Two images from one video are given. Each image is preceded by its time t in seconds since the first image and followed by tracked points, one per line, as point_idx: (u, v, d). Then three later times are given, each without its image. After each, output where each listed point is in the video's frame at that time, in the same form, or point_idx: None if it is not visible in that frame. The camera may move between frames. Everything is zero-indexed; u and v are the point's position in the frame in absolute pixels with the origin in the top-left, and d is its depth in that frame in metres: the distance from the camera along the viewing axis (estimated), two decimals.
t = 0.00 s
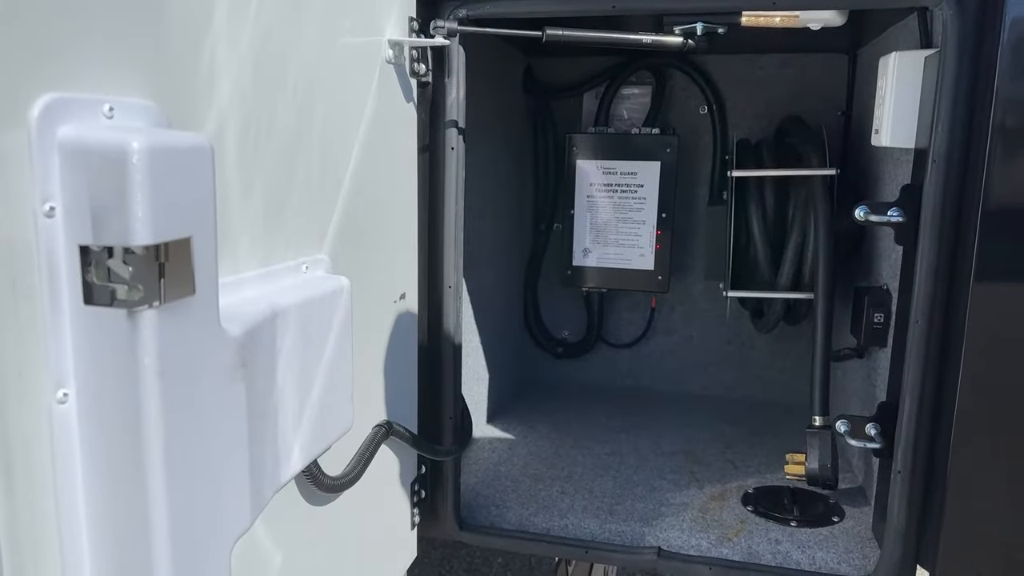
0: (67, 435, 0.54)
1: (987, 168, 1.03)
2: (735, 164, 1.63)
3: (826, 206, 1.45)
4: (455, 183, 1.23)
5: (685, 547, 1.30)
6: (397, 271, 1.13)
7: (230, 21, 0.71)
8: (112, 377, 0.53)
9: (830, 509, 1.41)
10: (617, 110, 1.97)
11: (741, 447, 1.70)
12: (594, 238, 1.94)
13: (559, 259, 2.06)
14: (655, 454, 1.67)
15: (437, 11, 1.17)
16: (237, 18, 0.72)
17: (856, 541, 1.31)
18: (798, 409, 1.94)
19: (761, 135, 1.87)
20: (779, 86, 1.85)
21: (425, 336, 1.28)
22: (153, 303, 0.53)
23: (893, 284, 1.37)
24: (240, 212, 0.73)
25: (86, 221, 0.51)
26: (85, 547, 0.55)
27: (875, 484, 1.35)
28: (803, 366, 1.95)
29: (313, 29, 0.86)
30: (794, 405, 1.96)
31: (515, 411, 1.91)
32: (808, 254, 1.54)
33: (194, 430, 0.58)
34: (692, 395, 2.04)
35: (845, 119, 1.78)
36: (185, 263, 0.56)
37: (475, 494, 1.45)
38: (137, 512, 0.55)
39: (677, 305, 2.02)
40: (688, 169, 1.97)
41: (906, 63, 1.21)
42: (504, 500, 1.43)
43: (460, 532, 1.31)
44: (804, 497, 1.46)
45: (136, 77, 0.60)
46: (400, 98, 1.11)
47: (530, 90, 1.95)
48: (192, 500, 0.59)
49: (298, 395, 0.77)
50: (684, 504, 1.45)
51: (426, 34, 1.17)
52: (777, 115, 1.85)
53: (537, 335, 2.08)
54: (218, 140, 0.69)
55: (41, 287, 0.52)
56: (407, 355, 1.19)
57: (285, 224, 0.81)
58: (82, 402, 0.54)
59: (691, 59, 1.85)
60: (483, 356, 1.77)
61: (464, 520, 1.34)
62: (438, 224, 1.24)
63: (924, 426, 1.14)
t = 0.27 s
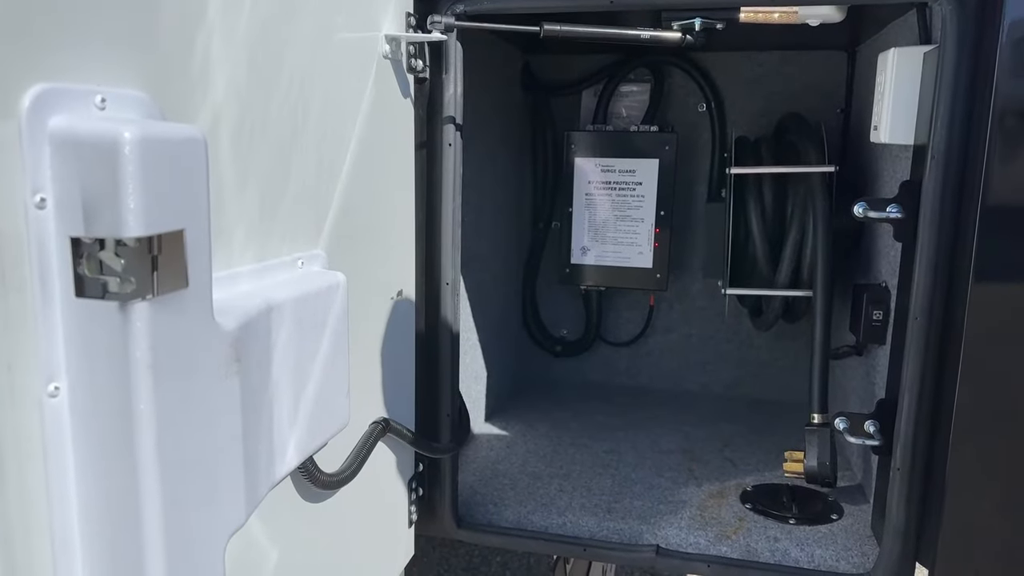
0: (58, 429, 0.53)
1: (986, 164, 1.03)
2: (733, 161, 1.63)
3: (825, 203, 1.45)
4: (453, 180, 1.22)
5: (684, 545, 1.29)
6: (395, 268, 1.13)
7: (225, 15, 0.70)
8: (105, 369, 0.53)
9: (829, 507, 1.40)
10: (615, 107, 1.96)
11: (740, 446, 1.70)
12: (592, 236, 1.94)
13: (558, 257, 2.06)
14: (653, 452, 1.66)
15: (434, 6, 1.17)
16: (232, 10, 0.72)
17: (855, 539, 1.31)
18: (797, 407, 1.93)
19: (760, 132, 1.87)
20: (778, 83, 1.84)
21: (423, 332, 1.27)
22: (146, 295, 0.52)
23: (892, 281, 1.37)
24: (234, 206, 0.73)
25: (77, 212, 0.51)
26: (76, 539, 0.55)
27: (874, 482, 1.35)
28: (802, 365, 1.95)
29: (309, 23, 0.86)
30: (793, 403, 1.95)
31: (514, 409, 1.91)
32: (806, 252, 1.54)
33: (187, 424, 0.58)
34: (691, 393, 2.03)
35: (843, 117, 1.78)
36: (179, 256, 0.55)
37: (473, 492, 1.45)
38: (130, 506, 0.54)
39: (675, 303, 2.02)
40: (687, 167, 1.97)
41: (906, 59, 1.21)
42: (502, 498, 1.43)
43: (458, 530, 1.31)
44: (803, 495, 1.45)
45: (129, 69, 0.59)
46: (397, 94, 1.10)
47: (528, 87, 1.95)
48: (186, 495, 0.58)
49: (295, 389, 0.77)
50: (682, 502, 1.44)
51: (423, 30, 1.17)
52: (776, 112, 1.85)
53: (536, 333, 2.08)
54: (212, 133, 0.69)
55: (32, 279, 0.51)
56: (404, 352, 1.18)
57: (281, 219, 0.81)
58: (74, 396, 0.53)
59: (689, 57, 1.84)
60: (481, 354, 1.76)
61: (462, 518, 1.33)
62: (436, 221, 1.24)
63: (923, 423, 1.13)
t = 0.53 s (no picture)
0: (58, 427, 0.53)
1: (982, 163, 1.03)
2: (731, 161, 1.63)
3: (823, 203, 1.45)
4: (452, 180, 1.23)
5: (682, 544, 1.30)
6: (393, 268, 1.13)
7: (224, 15, 0.71)
8: (104, 368, 0.53)
9: (827, 506, 1.41)
10: (614, 108, 1.97)
11: (739, 445, 1.70)
12: (591, 235, 1.94)
13: (557, 257, 2.06)
14: (652, 451, 1.66)
15: (433, 6, 1.17)
16: (231, 11, 0.72)
17: (853, 537, 1.31)
18: (796, 407, 1.94)
19: (758, 132, 1.87)
20: (775, 83, 1.85)
21: (421, 332, 1.28)
22: (146, 294, 0.52)
23: (890, 280, 1.37)
24: (233, 205, 0.73)
25: (77, 211, 0.51)
26: (76, 536, 0.55)
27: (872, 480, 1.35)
28: (800, 364, 1.95)
29: (308, 23, 0.86)
30: (791, 403, 1.95)
31: (513, 409, 1.91)
32: (804, 251, 1.54)
33: (187, 422, 0.58)
34: (690, 393, 2.04)
35: (842, 116, 1.78)
36: (178, 255, 0.56)
37: (472, 491, 1.45)
38: (130, 503, 0.55)
39: (674, 303, 2.02)
40: (686, 167, 1.97)
41: (903, 58, 1.21)
42: (501, 497, 1.43)
43: (457, 529, 1.31)
44: (801, 493, 1.45)
45: (129, 69, 0.59)
46: (396, 95, 1.11)
47: (527, 87, 1.95)
48: (185, 493, 0.59)
49: (294, 388, 0.77)
50: (680, 500, 1.44)
51: (422, 30, 1.17)
52: (774, 112, 1.85)
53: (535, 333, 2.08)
54: (211, 133, 0.69)
55: (31, 278, 0.52)
56: (403, 351, 1.18)
57: (280, 218, 0.81)
58: (74, 394, 0.54)
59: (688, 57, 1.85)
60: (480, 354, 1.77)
61: (461, 516, 1.34)
62: (435, 221, 1.24)
63: (920, 422, 1.14)
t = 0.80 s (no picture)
0: (65, 430, 0.55)
1: (972, 167, 1.05)
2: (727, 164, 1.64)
3: (817, 207, 1.47)
4: (449, 183, 1.24)
5: (678, 543, 1.31)
6: (392, 271, 1.14)
7: (225, 26, 0.72)
8: (112, 373, 0.54)
9: (821, 506, 1.42)
10: (611, 111, 1.98)
11: (734, 445, 1.72)
12: (588, 237, 1.95)
13: (553, 259, 2.08)
14: (648, 452, 1.68)
15: (431, 13, 1.18)
16: (233, 21, 0.73)
17: (847, 537, 1.32)
18: (790, 407, 1.95)
19: (753, 135, 1.88)
20: (770, 86, 1.86)
21: (419, 334, 1.29)
22: (151, 300, 0.54)
23: (883, 283, 1.38)
24: (235, 211, 0.74)
25: (84, 219, 0.52)
26: (83, 536, 0.56)
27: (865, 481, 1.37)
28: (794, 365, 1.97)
29: (308, 30, 0.87)
30: (785, 403, 1.97)
31: (510, 410, 1.92)
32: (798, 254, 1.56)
33: (192, 425, 0.60)
34: (686, 394, 2.05)
35: (836, 119, 1.79)
36: (183, 262, 0.57)
37: (470, 492, 1.46)
38: (137, 504, 0.56)
39: (670, 304, 2.03)
40: (682, 169, 1.98)
41: (895, 64, 1.23)
42: (499, 498, 1.44)
43: (455, 528, 1.32)
44: (796, 493, 1.47)
45: (134, 80, 0.61)
46: (394, 100, 1.12)
47: (524, 91, 1.96)
48: (190, 494, 0.60)
49: (294, 391, 0.78)
50: (676, 500, 1.46)
51: (420, 37, 1.19)
52: (769, 116, 1.87)
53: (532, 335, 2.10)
54: (213, 142, 0.70)
55: (40, 285, 0.53)
56: (402, 354, 1.20)
57: (280, 223, 0.82)
58: (81, 397, 0.55)
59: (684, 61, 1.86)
60: (478, 356, 1.78)
61: (459, 516, 1.35)
62: (433, 224, 1.25)
63: (913, 423, 1.15)
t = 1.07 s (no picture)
0: (95, 427, 0.59)
1: (953, 177, 1.08)
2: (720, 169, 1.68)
3: (808, 212, 1.51)
4: (451, 189, 1.28)
5: (673, 538, 1.35)
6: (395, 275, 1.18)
7: (240, 44, 0.76)
8: (140, 374, 0.58)
9: (812, 502, 1.46)
10: (608, 116, 2.02)
11: (729, 444, 1.76)
12: (585, 240, 2.00)
13: (552, 261, 2.12)
14: (644, 450, 1.72)
15: (433, 25, 1.22)
16: (247, 39, 0.77)
17: (836, 532, 1.36)
18: (784, 406, 1.99)
19: (747, 141, 1.92)
20: (764, 93, 1.90)
21: (421, 335, 1.33)
22: (175, 305, 0.58)
23: (872, 286, 1.42)
24: (250, 219, 0.78)
25: (115, 230, 0.56)
26: (112, 526, 0.60)
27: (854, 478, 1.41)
28: (788, 365, 2.01)
29: (317, 44, 0.91)
30: (779, 403, 2.01)
31: (509, 410, 1.96)
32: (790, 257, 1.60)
33: (212, 422, 0.63)
34: (681, 394, 2.09)
35: (828, 125, 1.83)
36: (204, 270, 0.61)
37: (470, 489, 1.50)
38: (161, 495, 0.60)
39: (666, 306, 2.07)
40: (677, 173, 2.02)
41: (883, 73, 1.27)
42: (498, 494, 1.48)
43: (456, 525, 1.36)
44: (787, 490, 1.51)
45: (158, 97, 0.65)
46: (398, 109, 1.16)
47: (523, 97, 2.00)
48: (210, 487, 0.64)
49: (304, 389, 0.82)
50: (671, 497, 1.50)
51: (422, 48, 1.22)
52: (762, 121, 1.91)
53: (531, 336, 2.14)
54: (229, 154, 0.74)
55: (74, 291, 0.57)
56: (405, 354, 1.24)
57: (291, 230, 0.86)
58: (110, 396, 0.59)
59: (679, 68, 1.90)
60: (477, 357, 1.82)
61: (460, 513, 1.39)
62: (435, 229, 1.29)
63: (898, 420, 1.19)
